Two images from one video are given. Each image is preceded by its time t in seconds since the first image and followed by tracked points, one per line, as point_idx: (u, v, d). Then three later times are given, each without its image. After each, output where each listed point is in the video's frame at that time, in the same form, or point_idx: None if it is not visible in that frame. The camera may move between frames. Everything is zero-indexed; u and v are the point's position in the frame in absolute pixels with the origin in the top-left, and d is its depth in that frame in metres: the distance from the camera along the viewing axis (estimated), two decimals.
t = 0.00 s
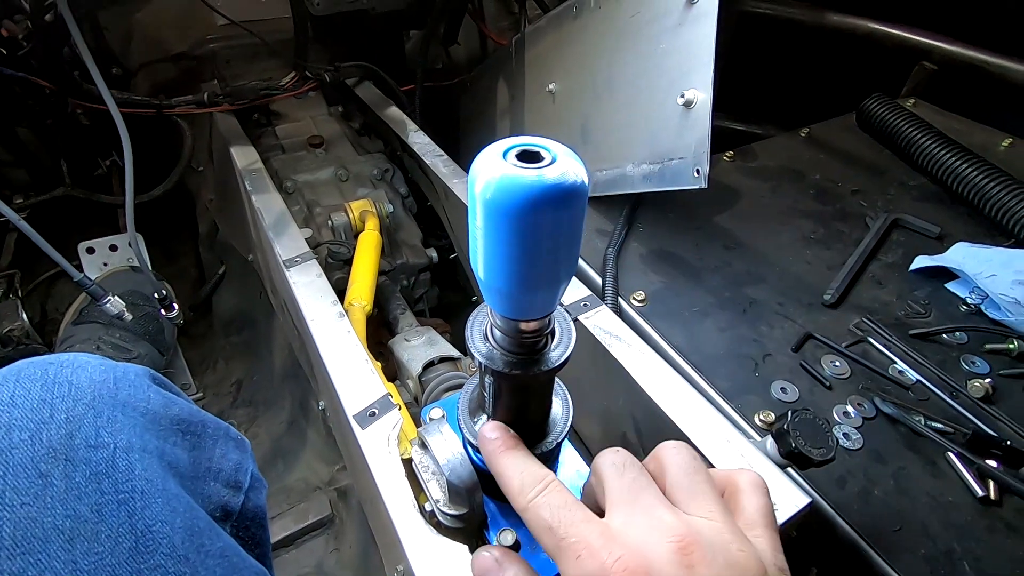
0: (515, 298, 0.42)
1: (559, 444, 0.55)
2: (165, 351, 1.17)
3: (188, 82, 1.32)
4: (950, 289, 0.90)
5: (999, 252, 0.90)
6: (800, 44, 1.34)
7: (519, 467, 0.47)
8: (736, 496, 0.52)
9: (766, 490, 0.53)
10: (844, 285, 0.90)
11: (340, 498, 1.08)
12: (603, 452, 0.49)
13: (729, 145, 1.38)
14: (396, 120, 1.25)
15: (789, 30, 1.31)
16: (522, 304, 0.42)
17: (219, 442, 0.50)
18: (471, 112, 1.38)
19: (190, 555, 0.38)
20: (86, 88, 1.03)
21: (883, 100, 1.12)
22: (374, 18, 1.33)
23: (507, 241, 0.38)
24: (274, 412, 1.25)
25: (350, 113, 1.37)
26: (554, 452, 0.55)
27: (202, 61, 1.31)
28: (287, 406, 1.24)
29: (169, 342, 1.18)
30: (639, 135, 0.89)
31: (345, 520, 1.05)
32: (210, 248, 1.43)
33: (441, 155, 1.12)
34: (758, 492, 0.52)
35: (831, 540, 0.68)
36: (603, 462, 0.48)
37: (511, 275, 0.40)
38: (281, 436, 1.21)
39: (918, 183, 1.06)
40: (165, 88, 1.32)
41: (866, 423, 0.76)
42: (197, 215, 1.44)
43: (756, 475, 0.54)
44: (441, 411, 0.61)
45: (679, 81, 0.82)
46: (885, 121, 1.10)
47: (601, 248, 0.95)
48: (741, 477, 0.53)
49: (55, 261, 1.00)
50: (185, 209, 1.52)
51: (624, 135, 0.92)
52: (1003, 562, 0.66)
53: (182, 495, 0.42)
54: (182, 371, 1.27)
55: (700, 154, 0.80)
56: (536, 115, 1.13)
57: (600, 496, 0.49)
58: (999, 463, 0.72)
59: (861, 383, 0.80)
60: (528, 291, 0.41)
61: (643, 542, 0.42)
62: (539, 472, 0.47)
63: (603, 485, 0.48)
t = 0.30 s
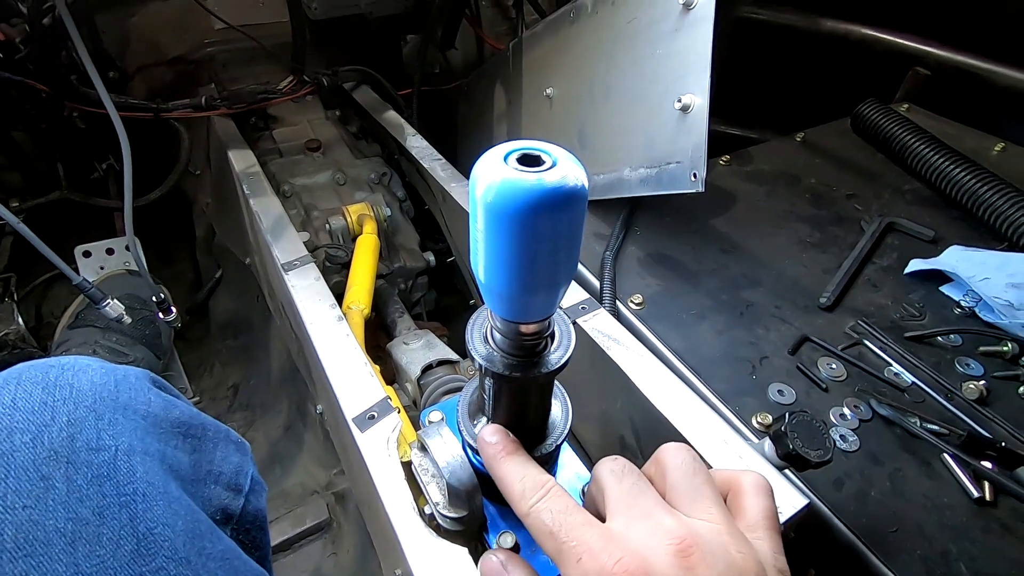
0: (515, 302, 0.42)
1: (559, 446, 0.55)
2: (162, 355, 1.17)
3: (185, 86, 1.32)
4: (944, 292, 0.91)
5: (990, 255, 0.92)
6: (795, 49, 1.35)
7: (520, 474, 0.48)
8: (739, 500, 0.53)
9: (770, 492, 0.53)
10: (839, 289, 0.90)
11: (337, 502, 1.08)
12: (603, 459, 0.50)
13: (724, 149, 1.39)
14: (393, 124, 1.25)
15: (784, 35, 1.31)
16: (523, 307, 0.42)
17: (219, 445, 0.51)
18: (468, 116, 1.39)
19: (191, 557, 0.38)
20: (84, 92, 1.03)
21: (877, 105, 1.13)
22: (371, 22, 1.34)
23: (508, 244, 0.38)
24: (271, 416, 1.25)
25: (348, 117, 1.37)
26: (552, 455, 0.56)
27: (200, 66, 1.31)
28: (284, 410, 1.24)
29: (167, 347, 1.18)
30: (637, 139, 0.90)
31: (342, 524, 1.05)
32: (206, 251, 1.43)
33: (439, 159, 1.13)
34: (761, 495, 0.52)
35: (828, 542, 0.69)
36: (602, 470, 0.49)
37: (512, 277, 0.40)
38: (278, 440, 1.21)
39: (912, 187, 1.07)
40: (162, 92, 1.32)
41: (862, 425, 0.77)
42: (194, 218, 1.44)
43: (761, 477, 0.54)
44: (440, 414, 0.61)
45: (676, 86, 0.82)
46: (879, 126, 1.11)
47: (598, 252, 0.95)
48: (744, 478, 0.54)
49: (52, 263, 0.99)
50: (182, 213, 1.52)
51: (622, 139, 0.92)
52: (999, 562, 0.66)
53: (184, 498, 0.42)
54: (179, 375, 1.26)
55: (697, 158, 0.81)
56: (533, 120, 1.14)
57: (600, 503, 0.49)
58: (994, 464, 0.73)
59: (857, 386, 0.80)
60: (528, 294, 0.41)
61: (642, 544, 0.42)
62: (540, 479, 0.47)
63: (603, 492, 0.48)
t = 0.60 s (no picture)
0: (509, 302, 0.42)
1: (555, 449, 0.55)
2: (156, 358, 1.16)
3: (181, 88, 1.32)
4: (939, 294, 0.91)
5: (984, 257, 0.92)
6: (791, 52, 1.35)
7: (518, 479, 0.47)
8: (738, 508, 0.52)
9: (770, 501, 0.53)
10: (835, 291, 0.90)
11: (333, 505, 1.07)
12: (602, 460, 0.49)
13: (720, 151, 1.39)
14: (390, 126, 1.25)
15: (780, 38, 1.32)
16: (517, 308, 0.42)
17: (211, 447, 0.50)
18: (465, 119, 1.39)
19: (182, 561, 0.38)
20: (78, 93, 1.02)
21: (872, 108, 1.14)
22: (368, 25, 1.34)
23: (502, 244, 0.38)
24: (266, 419, 1.24)
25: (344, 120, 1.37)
26: (548, 457, 0.55)
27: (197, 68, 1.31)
28: (279, 413, 1.23)
29: (161, 349, 1.17)
30: (633, 141, 0.90)
31: (337, 528, 1.05)
32: (202, 254, 1.42)
33: (435, 161, 1.13)
34: (761, 503, 0.52)
35: (823, 544, 0.68)
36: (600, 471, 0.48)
37: (506, 277, 0.40)
38: (273, 443, 1.20)
39: (907, 190, 1.07)
40: (157, 94, 1.32)
41: (858, 426, 0.77)
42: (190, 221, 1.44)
43: (761, 485, 0.54)
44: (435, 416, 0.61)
45: (672, 87, 0.82)
46: (874, 128, 1.11)
47: (595, 254, 0.95)
48: (744, 486, 0.54)
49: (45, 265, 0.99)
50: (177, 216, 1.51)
51: (618, 141, 0.92)
52: (995, 563, 0.66)
53: (175, 500, 0.41)
54: (173, 378, 1.26)
55: (693, 159, 0.81)
56: (530, 122, 1.14)
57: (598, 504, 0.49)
58: (990, 466, 0.73)
59: (852, 387, 0.80)
60: (523, 294, 0.41)
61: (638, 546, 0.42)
62: (538, 483, 0.47)
63: (603, 492, 0.48)
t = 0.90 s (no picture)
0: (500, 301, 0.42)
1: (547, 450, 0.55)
2: (148, 361, 1.16)
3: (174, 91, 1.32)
4: (930, 295, 0.91)
5: (973, 258, 0.92)
6: (784, 56, 1.36)
7: (538, 366, 0.39)
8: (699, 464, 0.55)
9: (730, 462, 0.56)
10: (827, 292, 0.91)
11: (326, 508, 1.07)
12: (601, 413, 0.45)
13: (714, 154, 1.39)
14: (384, 128, 1.25)
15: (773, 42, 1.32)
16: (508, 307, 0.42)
17: (200, 448, 0.50)
18: (459, 122, 1.39)
19: (171, 563, 0.38)
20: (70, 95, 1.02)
21: (864, 111, 1.14)
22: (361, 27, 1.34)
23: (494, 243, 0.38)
24: (259, 422, 1.24)
25: (338, 123, 1.37)
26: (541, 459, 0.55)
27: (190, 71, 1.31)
28: (272, 417, 1.23)
29: (152, 352, 1.17)
30: (625, 144, 0.90)
31: (330, 531, 1.04)
32: (195, 256, 1.42)
33: (429, 164, 1.13)
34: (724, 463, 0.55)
35: (814, 544, 0.69)
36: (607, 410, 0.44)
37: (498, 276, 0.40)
38: (266, 446, 1.20)
39: (898, 193, 1.07)
40: (150, 96, 1.31)
41: (850, 427, 0.77)
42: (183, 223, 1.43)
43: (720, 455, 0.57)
44: (429, 418, 0.61)
45: (664, 90, 0.82)
46: (865, 131, 1.12)
47: (588, 256, 0.95)
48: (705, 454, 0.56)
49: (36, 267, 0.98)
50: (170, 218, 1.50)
51: (611, 144, 0.92)
52: (985, 563, 0.67)
53: (164, 502, 0.41)
54: (165, 381, 1.25)
55: (685, 162, 0.81)
56: (523, 125, 1.14)
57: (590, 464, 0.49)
58: (979, 466, 0.73)
59: (844, 388, 0.80)
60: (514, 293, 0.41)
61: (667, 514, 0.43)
62: (561, 377, 0.40)
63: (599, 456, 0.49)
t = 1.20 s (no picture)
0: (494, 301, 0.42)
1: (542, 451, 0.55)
2: (141, 364, 1.15)
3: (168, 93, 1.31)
4: (921, 296, 0.92)
5: (964, 259, 0.93)
6: (777, 59, 1.36)
7: (549, 356, 0.42)
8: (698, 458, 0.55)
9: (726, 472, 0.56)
10: (820, 293, 0.91)
11: (320, 511, 1.07)
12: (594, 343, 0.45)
13: (707, 157, 1.40)
14: (379, 131, 1.25)
15: (766, 45, 1.33)
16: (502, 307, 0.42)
17: (194, 451, 0.50)
18: (454, 125, 1.39)
19: (165, 566, 0.37)
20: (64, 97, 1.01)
21: (856, 113, 1.15)
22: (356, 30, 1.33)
23: (489, 245, 0.38)
24: (253, 425, 1.23)
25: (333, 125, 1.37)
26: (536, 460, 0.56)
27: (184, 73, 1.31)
28: (266, 419, 1.23)
29: (146, 355, 1.16)
30: (619, 147, 0.90)
31: (325, 534, 1.04)
32: (189, 259, 1.41)
33: (423, 166, 1.13)
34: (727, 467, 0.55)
35: (808, 543, 0.69)
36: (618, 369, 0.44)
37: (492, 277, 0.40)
38: (260, 449, 1.20)
39: (890, 194, 1.08)
40: (143, 98, 1.31)
41: (843, 427, 0.77)
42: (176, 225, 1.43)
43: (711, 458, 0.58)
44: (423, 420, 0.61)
45: (658, 92, 0.83)
46: (857, 133, 1.12)
47: (582, 257, 0.95)
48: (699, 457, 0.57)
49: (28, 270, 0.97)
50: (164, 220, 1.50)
51: (605, 146, 0.93)
52: (977, 561, 0.67)
53: (158, 505, 0.41)
54: (159, 384, 1.25)
55: (679, 164, 0.81)
56: (518, 127, 1.14)
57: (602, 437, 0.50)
58: (970, 465, 0.73)
59: (837, 388, 0.81)
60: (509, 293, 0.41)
61: (710, 501, 0.41)
62: (572, 366, 0.42)
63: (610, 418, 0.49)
